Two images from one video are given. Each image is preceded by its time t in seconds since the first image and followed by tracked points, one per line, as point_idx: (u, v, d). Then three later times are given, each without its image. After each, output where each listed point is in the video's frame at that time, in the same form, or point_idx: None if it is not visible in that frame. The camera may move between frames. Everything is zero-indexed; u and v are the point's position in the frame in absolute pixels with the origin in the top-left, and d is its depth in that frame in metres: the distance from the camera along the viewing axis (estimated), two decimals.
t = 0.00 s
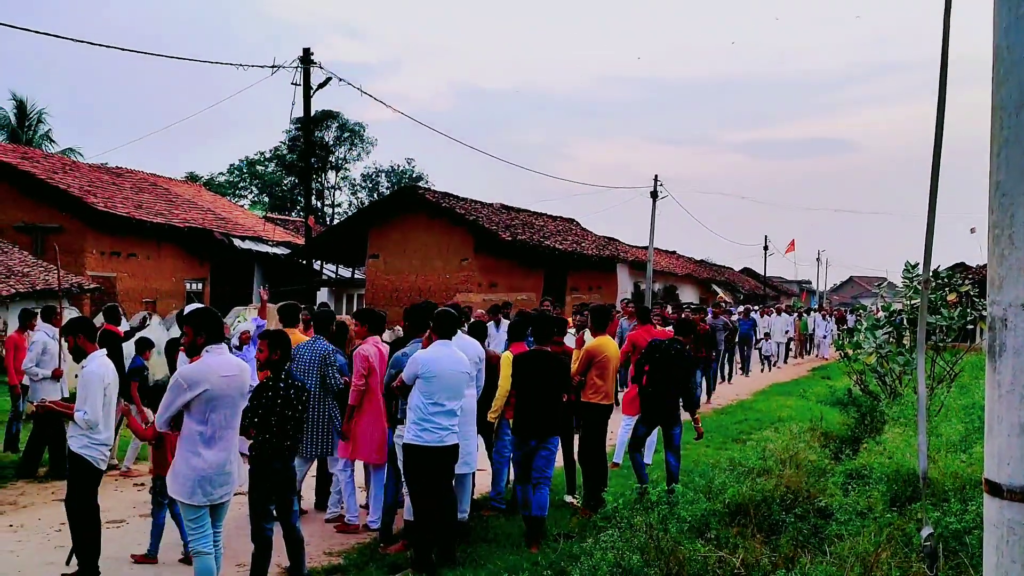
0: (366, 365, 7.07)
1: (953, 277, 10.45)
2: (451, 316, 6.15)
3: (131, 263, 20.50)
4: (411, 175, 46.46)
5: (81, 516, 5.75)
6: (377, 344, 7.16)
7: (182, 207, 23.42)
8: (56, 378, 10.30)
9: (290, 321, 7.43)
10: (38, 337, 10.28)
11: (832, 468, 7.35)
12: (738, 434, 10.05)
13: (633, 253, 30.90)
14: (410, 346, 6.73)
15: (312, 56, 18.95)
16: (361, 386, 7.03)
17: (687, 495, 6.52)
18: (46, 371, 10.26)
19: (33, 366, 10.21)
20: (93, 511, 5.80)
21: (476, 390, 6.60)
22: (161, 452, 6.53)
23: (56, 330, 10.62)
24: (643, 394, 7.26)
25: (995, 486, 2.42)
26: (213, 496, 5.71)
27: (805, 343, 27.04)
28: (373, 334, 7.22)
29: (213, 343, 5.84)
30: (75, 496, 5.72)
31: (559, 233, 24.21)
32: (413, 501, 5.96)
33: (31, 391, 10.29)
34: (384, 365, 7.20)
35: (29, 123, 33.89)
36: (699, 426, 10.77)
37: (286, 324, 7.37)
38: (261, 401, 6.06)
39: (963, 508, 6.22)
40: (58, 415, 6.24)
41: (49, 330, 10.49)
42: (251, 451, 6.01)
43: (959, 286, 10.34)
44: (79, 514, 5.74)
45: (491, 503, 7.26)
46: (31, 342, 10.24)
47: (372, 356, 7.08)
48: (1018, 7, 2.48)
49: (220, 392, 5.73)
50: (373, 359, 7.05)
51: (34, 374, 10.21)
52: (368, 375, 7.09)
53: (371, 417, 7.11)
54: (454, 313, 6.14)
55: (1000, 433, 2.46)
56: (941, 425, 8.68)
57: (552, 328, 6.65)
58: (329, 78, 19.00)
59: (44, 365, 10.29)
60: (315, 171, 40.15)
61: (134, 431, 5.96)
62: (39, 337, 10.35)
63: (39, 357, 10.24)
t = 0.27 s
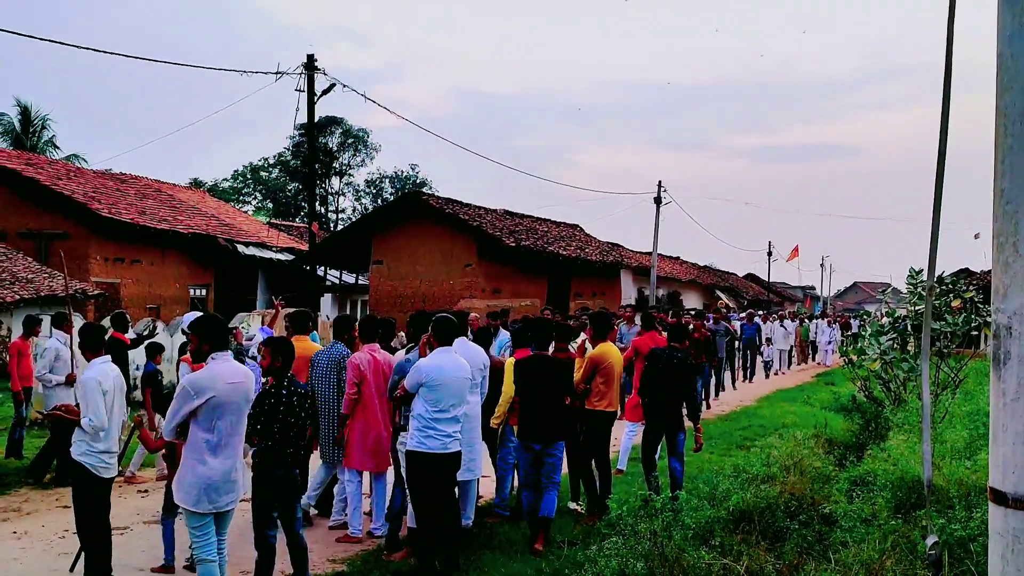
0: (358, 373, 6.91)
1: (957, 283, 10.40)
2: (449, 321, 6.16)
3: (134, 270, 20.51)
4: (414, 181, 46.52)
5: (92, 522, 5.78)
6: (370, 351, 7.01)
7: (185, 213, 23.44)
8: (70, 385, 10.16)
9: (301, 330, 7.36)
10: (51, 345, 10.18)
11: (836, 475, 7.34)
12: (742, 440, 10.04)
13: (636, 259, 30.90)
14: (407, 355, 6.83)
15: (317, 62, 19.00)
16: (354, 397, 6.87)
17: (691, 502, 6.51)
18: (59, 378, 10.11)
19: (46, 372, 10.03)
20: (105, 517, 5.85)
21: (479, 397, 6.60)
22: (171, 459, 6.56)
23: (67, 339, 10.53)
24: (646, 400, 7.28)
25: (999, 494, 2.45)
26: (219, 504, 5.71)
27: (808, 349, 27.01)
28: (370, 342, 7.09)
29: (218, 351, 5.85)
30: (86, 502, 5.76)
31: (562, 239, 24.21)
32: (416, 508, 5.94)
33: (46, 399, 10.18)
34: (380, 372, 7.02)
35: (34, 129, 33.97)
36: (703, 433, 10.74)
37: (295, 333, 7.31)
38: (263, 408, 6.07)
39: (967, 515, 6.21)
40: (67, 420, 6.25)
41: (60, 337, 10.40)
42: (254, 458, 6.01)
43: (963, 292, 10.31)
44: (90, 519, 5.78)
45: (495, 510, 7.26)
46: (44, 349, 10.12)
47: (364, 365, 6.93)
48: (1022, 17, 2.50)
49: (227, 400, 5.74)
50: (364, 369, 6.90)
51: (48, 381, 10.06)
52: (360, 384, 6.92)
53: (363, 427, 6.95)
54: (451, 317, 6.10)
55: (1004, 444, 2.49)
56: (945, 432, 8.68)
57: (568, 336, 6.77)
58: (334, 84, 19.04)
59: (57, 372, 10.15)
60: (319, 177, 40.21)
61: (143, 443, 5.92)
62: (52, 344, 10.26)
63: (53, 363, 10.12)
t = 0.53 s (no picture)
0: (352, 379, 6.88)
1: (962, 290, 10.37)
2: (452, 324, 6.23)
3: (139, 277, 20.53)
4: (419, 188, 46.56)
5: (98, 528, 5.81)
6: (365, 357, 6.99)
7: (191, 220, 23.49)
8: (80, 392, 10.17)
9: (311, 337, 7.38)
10: (62, 352, 10.14)
11: (841, 482, 7.32)
12: (747, 447, 10.03)
13: (641, 265, 30.88)
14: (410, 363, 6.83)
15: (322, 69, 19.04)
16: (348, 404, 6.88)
17: (695, 509, 6.50)
18: (69, 385, 10.08)
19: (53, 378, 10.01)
20: (112, 522, 5.88)
21: (483, 404, 6.62)
22: (176, 465, 6.54)
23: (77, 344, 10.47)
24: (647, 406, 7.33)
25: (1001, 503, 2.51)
26: (225, 512, 5.70)
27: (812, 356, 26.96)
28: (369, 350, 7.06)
29: (224, 358, 5.86)
30: (92, 507, 5.79)
31: (566, 245, 24.22)
32: (420, 515, 5.94)
33: (56, 405, 10.19)
34: (375, 378, 6.97)
35: (39, 136, 34.05)
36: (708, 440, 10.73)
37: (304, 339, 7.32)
38: (267, 415, 6.08)
39: (973, 523, 6.19)
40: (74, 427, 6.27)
41: (71, 343, 10.32)
42: (259, 466, 6.03)
43: (968, 299, 10.28)
44: (97, 525, 5.81)
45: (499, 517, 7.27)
46: (56, 356, 10.08)
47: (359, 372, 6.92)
48: None
49: (233, 408, 5.74)
50: (358, 376, 6.89)
51: (58, 388, 10.03)
52: (354, 392, 6.90)
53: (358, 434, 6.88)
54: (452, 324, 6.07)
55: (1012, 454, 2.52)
56: (951, 440, 8.67)
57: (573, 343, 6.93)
58: (339, 91, 19.08)
59: (67, 379, 10.13)
60: (323, 184, 40.26)
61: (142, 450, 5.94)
62: (63, 350, 10.19)
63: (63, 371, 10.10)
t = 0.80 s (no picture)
0: (351, 386, 6.90)
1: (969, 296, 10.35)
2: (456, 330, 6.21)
3: (146, 282, 20.59)
4: (425, 194, 46.66)
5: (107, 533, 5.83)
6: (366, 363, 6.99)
7: (197, 226, 23.55)
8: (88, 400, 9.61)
9: (319, 344, 7.37)
10: (72, 358, 9.52)
11: (848, 489, 7.30)
12: (754, 454, 10.02)
13: (647, 271, 30.87)
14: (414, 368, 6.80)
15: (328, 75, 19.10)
16: (348, 411, 6.91)
17: (702, 516, 6.48)
18: (78, 394, 9.51)
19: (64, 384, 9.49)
20: (120, 527, 5.90)
21: (490, 411, 6.61)
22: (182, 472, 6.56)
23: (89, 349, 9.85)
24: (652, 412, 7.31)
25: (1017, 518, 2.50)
26: (232, 518, 5.71)
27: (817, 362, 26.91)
28: (369, 356, 7.04)
29: (231, 365, 5.87)
30: (100, 513, 5.80)
31: (571, 251, 24.26)
32: (426, 522, 5.92)
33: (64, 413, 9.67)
34: (375, 385, 6.95)
35: (46, 142, 34.16)
36: (715, 447, 10.73)
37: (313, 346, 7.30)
38: (271, 422, 6.08)
39: (981, 530, 6.16)
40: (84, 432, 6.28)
41: (82, 349, 9.69)
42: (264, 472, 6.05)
43: (975, 305, 10.24)
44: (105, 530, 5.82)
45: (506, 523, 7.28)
46: (65, 362, 9.48)
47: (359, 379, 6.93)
48: None
49: (241, 415, 5.74)
50: (358, 383, 6.90)
51: (66, 395, 9.48)
52: (354, 399, 6.92)
53: (359, 440, 6.87)
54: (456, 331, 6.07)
55: None
56: (958, 447, 8.67)
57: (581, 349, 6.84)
58: (345, 97, 19.13)
59: (76, 387, 9.53)
60: (330, 190, 40.35)
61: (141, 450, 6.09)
62: (73, 356, 9.61)
63: (72, 378, 9.49)
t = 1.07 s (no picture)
0: (357, 392, 6.90)
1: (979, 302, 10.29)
2: (464, 334, 6.22)
3: (156, 287, 20.64)
4: (433, 199, 46.75)
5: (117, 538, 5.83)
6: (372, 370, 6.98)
7: (207, 231, 23.62)
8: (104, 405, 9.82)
9: (326, 349, 7.41)
10: (87, 364, 9.54)
11: (857, 494, 7.28)
12: (762, 459, 10.02)
13: (654, 276, 30.86)
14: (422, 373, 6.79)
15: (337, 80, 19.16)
16: (355, 418, 6.91)
17: (711, 520, 6.47)
18: (94, 399, 9.73)
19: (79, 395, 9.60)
20: (131, 531, 5.91)
21: (500, 416, 6.61)
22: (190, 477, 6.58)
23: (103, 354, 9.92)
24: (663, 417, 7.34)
25: None
26: (241, 523, 5.71)
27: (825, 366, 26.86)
28: (375, 361, 7.04)
29: (239, 370, 5.87)
30: (111, 518, 5.81)
31: (580, 256, 24.30)
32: (434, 527, 5.91)
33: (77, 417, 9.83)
34: (381, 389, 6.95)
35: (56, 148, 34.26)
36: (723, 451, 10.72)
37: (320, 351, 7.36)
38: (278, 426, 6.09)
39: (990, 535, 6.14)
40: (95, 437, 6.29)
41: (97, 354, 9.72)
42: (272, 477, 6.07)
43: (985, 310, 10.20)
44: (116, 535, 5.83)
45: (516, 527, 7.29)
46: (80, 368, 9.51)
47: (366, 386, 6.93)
48: None
49: (249, 420, 5.73)
50: (364, 390, 6.90)
51: (82, 401, 9.68)
52: (361, 406, 6.92)
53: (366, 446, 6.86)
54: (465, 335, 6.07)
55: None
56: (968, 451, 8.68)
57: (592, 354, 6.82)
58: (354, 102, 19.19)
59: (91, 392, 9.73)
60: (339, 195, 40.44)
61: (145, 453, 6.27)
62: (88, 362, 9.62)
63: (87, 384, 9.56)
